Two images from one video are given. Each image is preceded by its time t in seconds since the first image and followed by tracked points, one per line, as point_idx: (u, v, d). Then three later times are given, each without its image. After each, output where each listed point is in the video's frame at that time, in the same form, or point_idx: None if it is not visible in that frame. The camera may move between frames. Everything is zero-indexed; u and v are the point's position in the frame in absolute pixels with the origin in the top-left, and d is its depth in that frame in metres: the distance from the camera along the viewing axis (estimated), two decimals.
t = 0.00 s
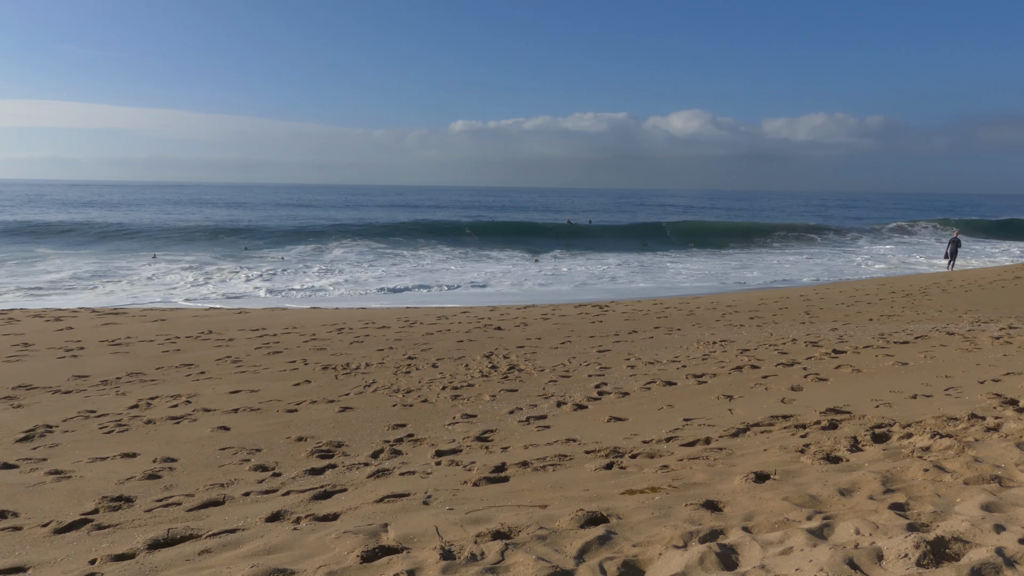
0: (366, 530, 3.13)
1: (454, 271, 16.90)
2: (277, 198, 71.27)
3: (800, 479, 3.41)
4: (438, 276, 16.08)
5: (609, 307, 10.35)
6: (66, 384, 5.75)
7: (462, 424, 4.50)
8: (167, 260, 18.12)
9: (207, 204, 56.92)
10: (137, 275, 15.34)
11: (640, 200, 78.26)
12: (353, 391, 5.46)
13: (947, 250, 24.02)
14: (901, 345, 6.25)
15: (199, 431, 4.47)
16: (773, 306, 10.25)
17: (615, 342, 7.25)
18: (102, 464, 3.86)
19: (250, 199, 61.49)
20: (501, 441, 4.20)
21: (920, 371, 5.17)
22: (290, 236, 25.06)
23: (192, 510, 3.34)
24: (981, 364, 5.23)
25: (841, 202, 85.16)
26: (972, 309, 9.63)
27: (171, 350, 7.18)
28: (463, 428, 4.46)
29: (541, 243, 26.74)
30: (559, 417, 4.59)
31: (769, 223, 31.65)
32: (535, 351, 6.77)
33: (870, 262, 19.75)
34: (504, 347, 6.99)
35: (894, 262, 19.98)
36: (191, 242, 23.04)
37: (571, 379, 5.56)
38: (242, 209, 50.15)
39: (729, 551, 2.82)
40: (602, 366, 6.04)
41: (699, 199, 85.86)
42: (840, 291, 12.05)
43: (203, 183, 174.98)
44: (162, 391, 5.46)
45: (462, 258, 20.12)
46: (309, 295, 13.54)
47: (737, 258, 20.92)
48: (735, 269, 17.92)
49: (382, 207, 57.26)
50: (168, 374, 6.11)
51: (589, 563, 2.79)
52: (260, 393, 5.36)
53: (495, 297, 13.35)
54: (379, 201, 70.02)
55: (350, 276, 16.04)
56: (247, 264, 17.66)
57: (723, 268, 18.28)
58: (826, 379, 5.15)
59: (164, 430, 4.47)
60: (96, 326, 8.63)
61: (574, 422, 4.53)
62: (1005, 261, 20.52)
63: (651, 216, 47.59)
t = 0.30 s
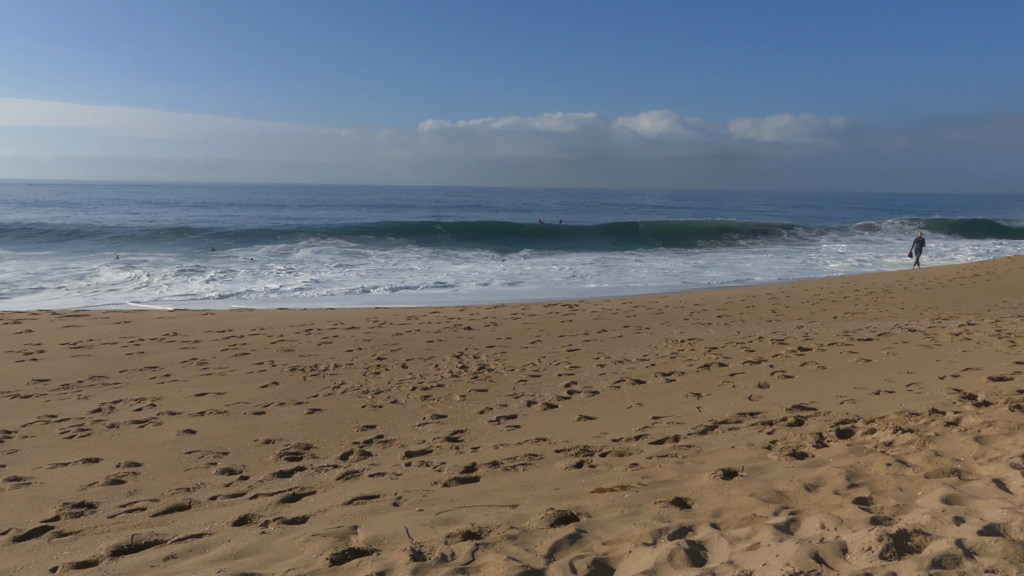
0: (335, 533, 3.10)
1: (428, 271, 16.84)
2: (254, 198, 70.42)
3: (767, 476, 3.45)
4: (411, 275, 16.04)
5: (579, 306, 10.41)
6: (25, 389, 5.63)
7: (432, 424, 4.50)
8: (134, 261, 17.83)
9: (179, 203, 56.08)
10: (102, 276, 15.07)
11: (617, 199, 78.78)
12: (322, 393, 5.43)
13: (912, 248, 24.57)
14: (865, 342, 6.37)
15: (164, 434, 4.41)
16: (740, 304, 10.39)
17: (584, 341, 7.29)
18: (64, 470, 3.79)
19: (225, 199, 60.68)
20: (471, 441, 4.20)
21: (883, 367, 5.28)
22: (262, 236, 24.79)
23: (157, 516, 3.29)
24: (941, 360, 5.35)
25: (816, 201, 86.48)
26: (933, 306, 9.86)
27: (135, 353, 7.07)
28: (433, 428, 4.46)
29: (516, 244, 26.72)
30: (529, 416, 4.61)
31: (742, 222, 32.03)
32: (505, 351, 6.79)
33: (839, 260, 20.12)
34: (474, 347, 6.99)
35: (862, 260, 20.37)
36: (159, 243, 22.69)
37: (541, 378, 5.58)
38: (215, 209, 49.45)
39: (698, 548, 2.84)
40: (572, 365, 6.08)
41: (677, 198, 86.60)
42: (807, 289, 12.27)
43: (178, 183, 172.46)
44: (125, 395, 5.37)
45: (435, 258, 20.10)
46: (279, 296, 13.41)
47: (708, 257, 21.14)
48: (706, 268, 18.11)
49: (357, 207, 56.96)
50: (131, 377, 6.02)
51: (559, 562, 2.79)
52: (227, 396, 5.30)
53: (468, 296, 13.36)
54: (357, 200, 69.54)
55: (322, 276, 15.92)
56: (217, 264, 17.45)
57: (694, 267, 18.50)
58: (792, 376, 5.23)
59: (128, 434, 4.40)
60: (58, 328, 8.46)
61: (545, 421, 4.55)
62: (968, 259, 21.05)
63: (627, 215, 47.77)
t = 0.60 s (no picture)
0: (313, 535, 3.07)
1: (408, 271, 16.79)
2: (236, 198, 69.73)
3: (744, 473, 3.48)
4: (390, 275, 16.00)
5: (557, 305, 10.43)
6: None
7: (410, 424, 4.50)
8: (108, 262, 17.59)
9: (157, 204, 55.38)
10: (75, 277, 14.85)
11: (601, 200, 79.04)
12: (299, 393, 5.41)
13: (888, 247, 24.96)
14: (839, 340, 6.45)
15: (139, 437, 4.37)
16: (718, 302, 10.48)
17: (563, 340, 7.32)
18: (36, 474, 3.74)
19: (206, 199, 60.06)
20: (450, 441, 4.21)
21: (858, 365, 5.36)
22: (241, 236, 24.57)
23: (132, 519, 3.25)
24: (914, 358, 5.43)
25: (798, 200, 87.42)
26: (905, 304, 10.02)
27: (108, 355, 6.98)
28: (412, 428, 4.46)
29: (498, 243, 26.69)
30: (506, 415, 4.62)
31: (723, 221, 32.29)
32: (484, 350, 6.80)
33: (816, 259, 20.34)
34: (453, 347, 6.99)
35: (839, 260, 20.64)
36: (135, 243, 22.42)
37: (519, 378, 5.60)
38: (195, 208, 48.85)
39: (676, 545, 2.85)
40: (551, 364, 6.11)
41: (661, 198, 87.10)
42: (784, 288, 12.41)
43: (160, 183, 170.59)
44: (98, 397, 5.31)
45: (416, 258, 20.06)
46: (255, 297, 13.31)
47: (688, 257, 21.30)
48: (686, 268, 18.24)
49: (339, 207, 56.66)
50: (104, 379, 5.96)
51: (538, 561, 2.79)
52: (202, 397, 5.26)
53: (447, 296, 13.35)
54: (341, 200, 69.16)
55: (301, 276, 15.83)
56: (194, 265, 17.27)
57: (672, 266, 18.62)
58: (768, 374, 5.29)
59: (102, 437, 4.36)
60: (29, 330, 8.33)
61: (523, 420, 4.57)
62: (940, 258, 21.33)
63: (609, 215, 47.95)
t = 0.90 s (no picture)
0: (292, 537, 3.05)
1: (390, 272, 16.76)
2: (220, 198, 69.17)
3: (723, 471, 3.51)
4: (372, 276, 15.93)
5: (537, 305, 10.44)
6: None
7: (390, 425, 4.50)
8: (84, 264, 17.36)
9: (138, 204, 54.66)
10: (49, 279, 14.60)
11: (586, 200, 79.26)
12: (278, 394, 5.38)
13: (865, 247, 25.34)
14: (815, 338, 6.53)
15: (114, 439, 4.32)
16: (698, 302, 10.55)
17: (544, 340, 7.34)
18: (9, 479, 3.69)
19: (189, 200, 59.54)
20: (430, 441, 4.21)
21: (834, 363, 5.43)
22: (222, 237, 24.35)
23: (108, 523, 3.22)
24: (889, 355, 5.51)
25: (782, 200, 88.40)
26: (880, 303, 10.18)
27: (83, 357, 6.90)
28: (392, 429, 4.46)
29: (482, 243, 26.69)
30: (487, 415, 4.63)
31: (705, 221, 32.56)
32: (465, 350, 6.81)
33: (795, 259, 20.56)
34: (433, 347, 6.98)
35: (818, 258, 20.85)
36: (111, 245, 22.10)
37: (500, 377, 5.62)
38: (175, 209, 48.31)
39: (656, 543, 2.86)
40: (531, 364, 6.13)
41: (647, 198, 87.55)
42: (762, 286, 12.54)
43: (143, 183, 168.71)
44: (73, 400, 5.25)
45: (399, 259, 19.99)
46: (235, 298, 13.18)
47: (670, 256, 21.46)
48: (668, 267, 18.39)
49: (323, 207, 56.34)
50: (79, 382, 5.89)
51: (519, 560, 2.78)
52: (179, 399, 5.22)
53: (430, 296, 13.32)
54: (326, 201, 68.78)
55: (282, 276, 15.71)
56: (173, 266, 17.07)
57: (653, 266, 18.73)
58: (746, 372, 5.34)
59: (76, 440, 4.31)
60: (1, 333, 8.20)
61: (503, 420, 4.58)
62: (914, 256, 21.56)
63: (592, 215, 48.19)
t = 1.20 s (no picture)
0: (274, 539, 3.02)
1: (375, 271, 16.70)
2: (206, 198, 68.63)
3: (705, 469, 3.53)
4: (356, 276, 15.87)
5: (521, 304, 10.44)
6: None
7: (374, 426, 4.49)
8: (64, 264, 17.15)
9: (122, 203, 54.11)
10: (28, 279, 14.41)
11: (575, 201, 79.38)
12: (260, 396, 5.35)
13: (847, 246, 25.63)
14: (797, 336, 6.58)
15: (94, 442, 4.28)
16: (682, 301, 10.60)
17: (527, 339, 7.35)
18: None
19: (174, 200, 59.04)
20: (413, 441, 4.20)
21: (815, 361, 5.48)
22: (206, 237, 24.15)
23: (88, 526, 3.19)
24: (870, 353, 5.57)
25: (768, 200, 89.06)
26: (860, 301, 10.28)
27: (61, 359, 6.83)
28: (375, 429, 4.45)
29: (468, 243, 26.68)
30: (470, 415, 4.63)
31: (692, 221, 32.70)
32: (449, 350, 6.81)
33: (780, 258, 20.68)
34: (416, 347, 6.97)
35: (803, 258, 20.99)
36: (92, 245, 21.84)
37: (484, 377, 5.62)
38: (159, 208, 47.93)
39: (639, 542, 2.86)
40: (515, 364, 6.14)
41: (635, 199, 87.85)
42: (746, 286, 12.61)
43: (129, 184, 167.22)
44: (51, 402, 5.20)
45: (384, 259, 19.92)
46: (218, 298, 13.08)
47: (655, 256, 21.56)
48: (652, 267, 18.48)
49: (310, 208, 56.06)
50: (57, 384, 5.83)
51: (503, 560, 2.78)
52: (160, 401, 5.18)
53: (415, 296, 13.28)
54: (313, 202, 68.46)
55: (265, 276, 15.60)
56: (156, 266, 16.90)
57: (639, 265, 18.78)
58: (728, 371, 5.38)
59: (54, 443, 4.26)
60: None
61: (487, 420, 4.58)
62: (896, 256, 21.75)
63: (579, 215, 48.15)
